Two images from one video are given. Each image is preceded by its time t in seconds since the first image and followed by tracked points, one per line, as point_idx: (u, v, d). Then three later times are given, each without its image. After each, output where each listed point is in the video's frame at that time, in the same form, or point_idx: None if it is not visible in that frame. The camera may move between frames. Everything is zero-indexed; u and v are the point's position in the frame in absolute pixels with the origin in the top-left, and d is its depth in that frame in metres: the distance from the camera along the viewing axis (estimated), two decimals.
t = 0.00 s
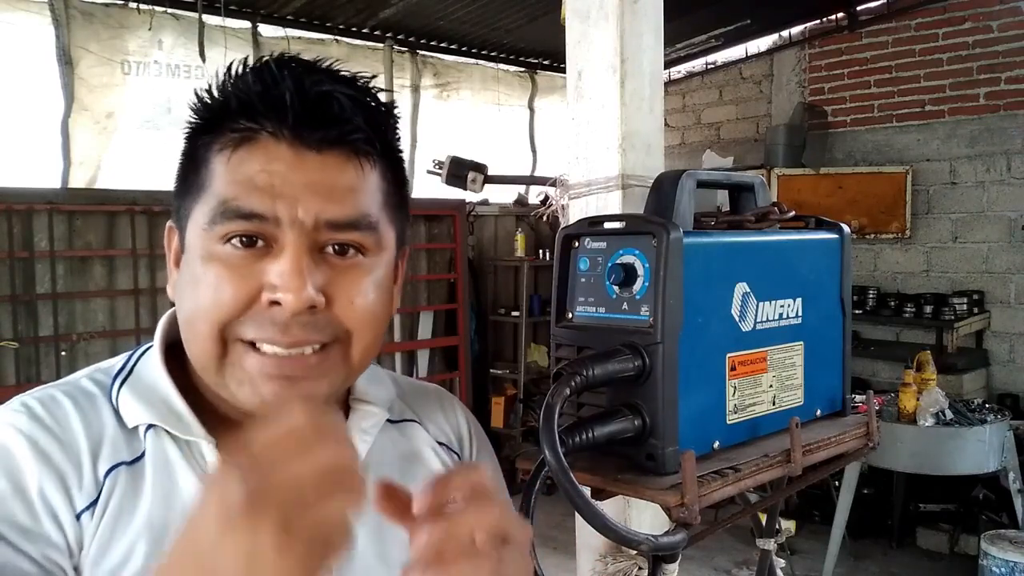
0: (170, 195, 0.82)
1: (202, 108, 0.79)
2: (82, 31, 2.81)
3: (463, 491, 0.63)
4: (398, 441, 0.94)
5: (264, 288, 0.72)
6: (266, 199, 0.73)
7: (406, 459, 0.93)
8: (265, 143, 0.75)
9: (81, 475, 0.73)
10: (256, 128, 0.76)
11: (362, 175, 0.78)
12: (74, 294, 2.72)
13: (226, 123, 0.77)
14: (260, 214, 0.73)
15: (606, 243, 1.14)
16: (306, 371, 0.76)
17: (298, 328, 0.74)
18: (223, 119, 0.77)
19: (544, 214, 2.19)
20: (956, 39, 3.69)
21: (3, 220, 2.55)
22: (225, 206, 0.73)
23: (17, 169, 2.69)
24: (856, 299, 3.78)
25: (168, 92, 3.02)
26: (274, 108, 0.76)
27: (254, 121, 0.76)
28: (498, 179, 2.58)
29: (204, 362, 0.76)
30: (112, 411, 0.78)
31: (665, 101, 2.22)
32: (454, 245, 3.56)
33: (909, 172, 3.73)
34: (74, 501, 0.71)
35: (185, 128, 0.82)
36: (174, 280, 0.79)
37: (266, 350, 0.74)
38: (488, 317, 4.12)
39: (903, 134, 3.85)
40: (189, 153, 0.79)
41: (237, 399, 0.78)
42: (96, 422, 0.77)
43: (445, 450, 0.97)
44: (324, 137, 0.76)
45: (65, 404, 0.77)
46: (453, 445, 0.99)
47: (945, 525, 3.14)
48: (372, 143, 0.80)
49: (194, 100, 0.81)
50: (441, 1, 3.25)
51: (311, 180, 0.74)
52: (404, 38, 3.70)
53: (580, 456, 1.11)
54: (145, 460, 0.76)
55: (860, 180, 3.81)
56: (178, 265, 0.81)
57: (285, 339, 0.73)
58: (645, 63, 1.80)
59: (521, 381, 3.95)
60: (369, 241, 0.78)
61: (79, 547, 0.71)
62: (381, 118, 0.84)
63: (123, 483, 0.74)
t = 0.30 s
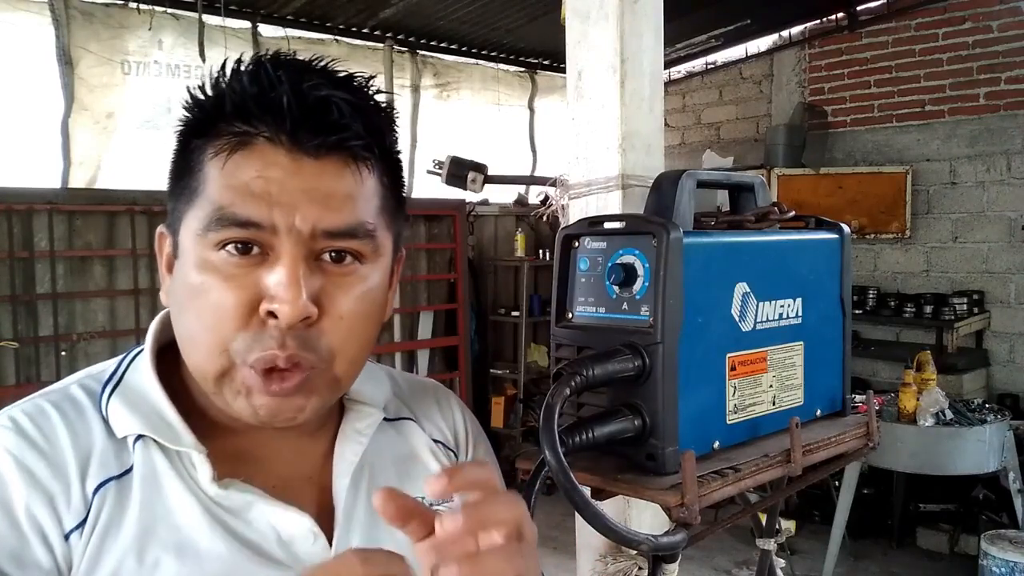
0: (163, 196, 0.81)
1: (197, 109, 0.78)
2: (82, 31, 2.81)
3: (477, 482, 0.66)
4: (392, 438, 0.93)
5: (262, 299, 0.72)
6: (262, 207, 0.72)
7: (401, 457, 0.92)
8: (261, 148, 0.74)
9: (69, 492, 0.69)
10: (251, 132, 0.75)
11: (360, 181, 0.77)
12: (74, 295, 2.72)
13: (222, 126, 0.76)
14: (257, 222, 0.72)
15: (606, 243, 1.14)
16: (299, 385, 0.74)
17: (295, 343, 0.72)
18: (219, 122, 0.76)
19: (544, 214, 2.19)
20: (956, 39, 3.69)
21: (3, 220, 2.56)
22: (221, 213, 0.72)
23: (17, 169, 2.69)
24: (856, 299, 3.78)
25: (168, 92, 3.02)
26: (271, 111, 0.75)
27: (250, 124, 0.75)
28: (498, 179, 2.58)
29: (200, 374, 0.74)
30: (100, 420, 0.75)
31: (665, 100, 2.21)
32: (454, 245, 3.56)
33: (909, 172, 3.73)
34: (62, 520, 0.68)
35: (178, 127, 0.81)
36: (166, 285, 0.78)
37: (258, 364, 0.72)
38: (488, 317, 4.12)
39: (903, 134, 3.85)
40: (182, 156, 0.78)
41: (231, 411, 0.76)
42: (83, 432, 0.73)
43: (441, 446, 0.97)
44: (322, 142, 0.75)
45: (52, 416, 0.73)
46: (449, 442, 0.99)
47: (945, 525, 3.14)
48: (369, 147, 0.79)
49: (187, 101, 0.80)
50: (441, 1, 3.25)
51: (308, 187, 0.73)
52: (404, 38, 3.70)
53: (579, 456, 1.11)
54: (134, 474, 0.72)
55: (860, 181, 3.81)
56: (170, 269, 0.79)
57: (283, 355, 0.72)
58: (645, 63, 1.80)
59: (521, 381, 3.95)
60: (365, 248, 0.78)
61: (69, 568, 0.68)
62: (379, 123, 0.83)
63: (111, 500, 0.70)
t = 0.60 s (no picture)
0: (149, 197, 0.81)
1: (182, 110, 0.77)
2: (82, 31, 2.82)
3: (493, 481, 0.69)
4: (386, 437, 0.93)
5: (248, 304, 0.72)
6: (247, 210, 0.72)
7: (396, 455, 0.93)
8: (246, 151, 0.74)
9: (72, 494, 0.69)
10: (236, 133, 0.75)
11: (347, 183, 0.77)
12: (74, 294, 2.72)
13: (207, 128, 0.75)
14: (242, 224, 0.72)
15: (606, 243, 1.14)
16: (288, 388, 0.74)
17: (281, 348, 0.72)
18: (203, 123, 0.76)
19: (544, 214, 2.19)
20: (956, 39, 3.69)
21: (3, 220, 2.56)
22: (206, 216, 0.72)
23: (17, 169, 2.69)
24: (856, 299, 3.78)
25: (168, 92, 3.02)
26: (255, 113, 0.75)
27: (234, 126, 0.75)
28: (498, 179, 2.58)
29: (188, 379, 0.74)
30: (96, 423, 0.75)
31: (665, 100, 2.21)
32: (455, 245, 3.56)
33: (909, 172, 3.73)
34: (67, 523, 0.68)
35: (162, 128, 0.81)
36: (154, 286, 0.78)
37: (246, 368, 0.72)
38: (488, 317, 4.12)
39: (903, 134, 3.85)
40: (166, 158, 0.77)
41: (219, 415, 0.76)
42: (81, 434, 0.73)
43: (435, 443, 0.96)
44: (308, 145, 0.74)
45: (48, 420, 0.73)
46: (443, 439, 0.99)
47: (945, 525, 3.14)
48: (356, 148, 0.79)
49: (171, 100, 0.80)
50: (441, 1, 3.25)
51: (294, 189, 0.73)
52: (404, 38, 3.70)
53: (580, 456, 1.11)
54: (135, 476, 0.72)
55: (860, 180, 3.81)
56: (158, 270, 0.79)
57: (268, 361, 0.72)
58: (645, 63, 1.80)
59: (520, 381, 3.95)
60: (354, 250, 0.78)
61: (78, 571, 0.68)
62: (367, 125, 0.83)
63: (114, 502, 0.70)
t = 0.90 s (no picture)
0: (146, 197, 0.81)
1: (180, 111, 0.77)
2: (82, 31, 2.82)
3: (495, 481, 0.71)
4: (383, 437, 0.93)
5: (245, 305, 0.72)
6: (245, 211, 0.72)
7: (392, 455, 0.92)
8: (244, 152, 0.74)
9: (75, 494, 0.69)
10: (233, 134, 0.75)
11: (346, 185, 0.77)
12: (74, 294, 2.72)
13: (205, 128, 0.75)
14: (240, 226, 0.72)
15: (606, 243, 1.14)
16: (287, 389, 0.75)
17: (278, 348, 0.73)
18: (201, 124, 0.76)
19: (544, 214, 2.19)
20: (956, 39, 3.68)
21: (2, 220, 2.55)
22: (203, 218, 0.72)
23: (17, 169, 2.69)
24: (856, 299, 3.78)
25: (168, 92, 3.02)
26: (254, 114, 0.75)
27: (232, 126, 0.75)
28: (498, 179, 2.59)
29: (183, 380, 0.74)
30: (95, 424, 0.75)
31: (665, 99, 2.21)
32: (455, 245, 3.56)
33: (909, 172, 3.73)
34: (71, 523, 0.68)
35: (159, 127, 0.81)
36: (150, 287, 0.78)
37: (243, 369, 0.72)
38: (488, 317, 4.12)
39: (903, 134, 3.85)
40: (163, 158, 0.77)
41: (215, 416, 0.76)
42: (80, 436, 0.73)
43: (430, 444, 0.97)
44: (307, 147, 0.74)
45: (47, 421, 0.72)
46: (438, 439, 0.99)
47: (945, 525, 3.14)
48: (356, 150, 0.79)
49: (169, 100, 0.80)
50: (441, 1, 3.25)
51: (292, 191, 0.73)
52: (404, 38, 3.70)
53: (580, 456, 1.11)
54: (135, 478, 0.73)
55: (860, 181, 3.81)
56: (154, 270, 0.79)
57: (267, 362, 0.72)
58: (645, 63, 1.80)
59: (520, 381, 3.95)
60: (352, 252, 0.78)
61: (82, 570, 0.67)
62: (366, 127, 0.83)
63: (116, 502, 0.70)
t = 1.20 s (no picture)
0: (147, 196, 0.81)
1: (182, 109, 0.77)
2: (82, 31, 2.82)
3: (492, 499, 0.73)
4: (382, 436, 0.93)
5: (247, 303, 0.72)
6: (248, 209, 0.72)
7: (391, 455, 0.92)
8: (247, 150, 0.73)
9: (60, 502, 0.68)
10: (236, 133, 0.75)
11: (348, 185, 0.77)
12: (74, 294, 2.72)
13: (207, 127, 0.75)
14: (243, 224, 0.72)
15: (606, 243, 1.14)
16: (288, 387, 0.74)
17: (281, 346, 0.72)
18: (202, 122, 0.76)
19: (544, 214, 2.19)
20: (956, 39, 3.68)
21: (2, 220, 2.55)
22: (206, 217, 0.72)
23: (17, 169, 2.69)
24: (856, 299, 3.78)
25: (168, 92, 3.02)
26: (257, 113, 0.75)
27: (235, 124, 0.75)
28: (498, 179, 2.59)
29: (184, 380, 0.74)
30: (88, 428, 0.74)
31: (665, 100, 2.21)
32: (455, 245, 3.56)
33: (909, 172, 3.73)
34: (53, 534, 0.67)
35: (160, 127, 0.80)
36: (151, 286, 0.78)
37: (244, 367, 0.72)
38: (488, 317, 4.13)
39: (903, 134, 3.85)
40: (165, 156, 0.77)
41: (215, 416, 0.76)
42: (71, 440, 0.72)
43: (430, 445, 0.97)
44: (309, 145, 0.74)
45: (38, 425, 0.72)
46: (437, 440, 0.99)
47: (945, 525, 3.14)
48: (357, 148, 0.79)
49: (170, 99, 0.79)
50: (441, 0, 3.25)
51: (294, 189, 0.73)
52: (404, 38, 3.70)
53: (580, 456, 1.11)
54: (124, 485, 0.72)
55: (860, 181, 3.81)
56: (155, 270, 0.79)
57: (270, 360, 0.72)
58: (645, 63, 1.80)
59: (521, 381, 3.95)
60: (354, 250, 0.78)
61: None
62: (368, 126, 0.83)
63: (103, 510, 0.70)
